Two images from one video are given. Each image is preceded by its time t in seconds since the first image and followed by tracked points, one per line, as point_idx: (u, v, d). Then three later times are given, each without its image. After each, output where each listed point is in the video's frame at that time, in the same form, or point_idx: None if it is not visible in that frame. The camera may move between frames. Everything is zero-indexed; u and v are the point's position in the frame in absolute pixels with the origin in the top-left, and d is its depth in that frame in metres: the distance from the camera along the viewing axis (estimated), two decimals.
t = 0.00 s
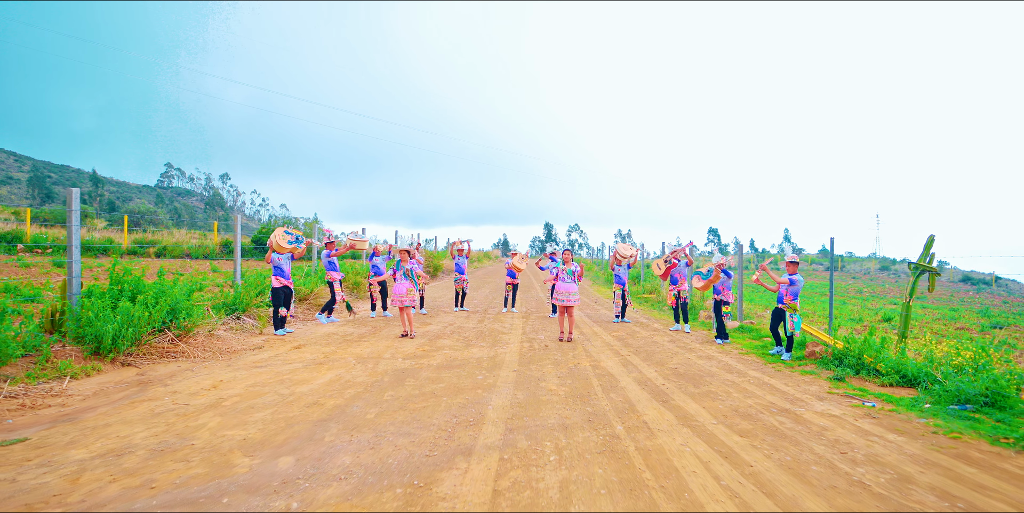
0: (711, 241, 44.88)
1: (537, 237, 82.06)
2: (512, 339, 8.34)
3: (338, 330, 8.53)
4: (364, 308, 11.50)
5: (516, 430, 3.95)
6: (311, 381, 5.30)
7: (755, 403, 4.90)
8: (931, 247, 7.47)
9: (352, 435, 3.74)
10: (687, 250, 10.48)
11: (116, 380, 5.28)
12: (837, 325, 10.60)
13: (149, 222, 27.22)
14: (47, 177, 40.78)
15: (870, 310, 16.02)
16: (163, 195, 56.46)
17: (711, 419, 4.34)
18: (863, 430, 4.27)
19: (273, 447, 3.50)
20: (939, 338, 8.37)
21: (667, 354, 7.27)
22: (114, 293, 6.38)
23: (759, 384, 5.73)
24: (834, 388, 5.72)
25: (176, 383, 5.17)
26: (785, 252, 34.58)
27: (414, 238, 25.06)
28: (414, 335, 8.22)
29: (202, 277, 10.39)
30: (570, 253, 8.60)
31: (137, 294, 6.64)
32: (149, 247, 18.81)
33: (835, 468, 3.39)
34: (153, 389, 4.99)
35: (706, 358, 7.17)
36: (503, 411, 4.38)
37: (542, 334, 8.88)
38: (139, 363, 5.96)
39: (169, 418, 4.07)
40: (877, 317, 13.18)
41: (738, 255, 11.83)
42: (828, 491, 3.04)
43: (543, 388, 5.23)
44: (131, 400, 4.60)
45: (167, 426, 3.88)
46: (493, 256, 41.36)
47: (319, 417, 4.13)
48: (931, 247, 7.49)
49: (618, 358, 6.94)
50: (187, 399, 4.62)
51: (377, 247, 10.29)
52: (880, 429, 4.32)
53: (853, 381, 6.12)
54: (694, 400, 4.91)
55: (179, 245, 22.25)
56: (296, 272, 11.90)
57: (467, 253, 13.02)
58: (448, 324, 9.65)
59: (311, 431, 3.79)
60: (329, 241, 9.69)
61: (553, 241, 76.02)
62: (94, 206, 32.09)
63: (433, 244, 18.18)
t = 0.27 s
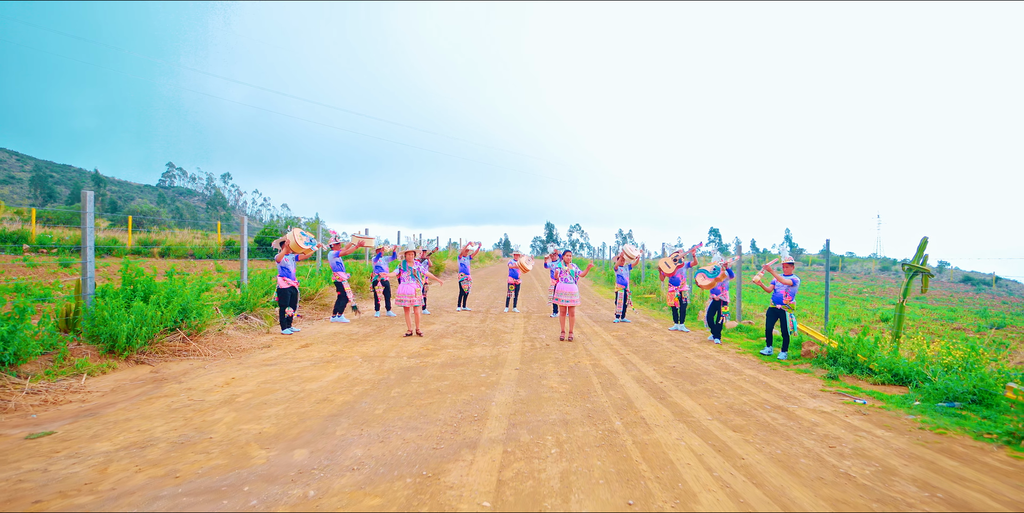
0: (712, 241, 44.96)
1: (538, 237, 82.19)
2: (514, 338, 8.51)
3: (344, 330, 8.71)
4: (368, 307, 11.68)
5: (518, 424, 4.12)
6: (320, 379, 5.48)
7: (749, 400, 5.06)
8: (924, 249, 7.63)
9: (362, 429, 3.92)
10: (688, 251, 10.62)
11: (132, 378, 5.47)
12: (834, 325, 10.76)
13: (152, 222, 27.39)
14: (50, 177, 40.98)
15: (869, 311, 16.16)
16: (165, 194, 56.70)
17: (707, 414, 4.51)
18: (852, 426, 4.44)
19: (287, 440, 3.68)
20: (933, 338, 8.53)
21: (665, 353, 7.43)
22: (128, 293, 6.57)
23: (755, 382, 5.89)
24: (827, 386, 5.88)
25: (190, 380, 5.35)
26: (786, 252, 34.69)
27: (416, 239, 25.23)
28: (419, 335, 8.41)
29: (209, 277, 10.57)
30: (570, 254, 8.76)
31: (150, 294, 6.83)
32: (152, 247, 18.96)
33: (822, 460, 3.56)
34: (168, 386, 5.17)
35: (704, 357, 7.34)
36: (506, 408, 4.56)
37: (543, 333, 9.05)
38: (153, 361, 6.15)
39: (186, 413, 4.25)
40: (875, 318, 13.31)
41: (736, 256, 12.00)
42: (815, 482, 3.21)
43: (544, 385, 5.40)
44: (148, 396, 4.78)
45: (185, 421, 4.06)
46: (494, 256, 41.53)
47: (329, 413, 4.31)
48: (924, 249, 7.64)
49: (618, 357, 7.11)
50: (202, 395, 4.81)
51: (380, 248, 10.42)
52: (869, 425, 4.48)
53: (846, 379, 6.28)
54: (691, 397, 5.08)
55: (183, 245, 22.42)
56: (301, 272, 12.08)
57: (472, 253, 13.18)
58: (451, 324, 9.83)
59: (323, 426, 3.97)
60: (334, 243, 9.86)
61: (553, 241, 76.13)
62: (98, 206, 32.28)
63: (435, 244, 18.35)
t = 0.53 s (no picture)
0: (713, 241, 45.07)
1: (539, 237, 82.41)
2: (517, 335, 8.73)
3: (351, 327, 8.93)
4: (373, 305, 11.91)
5: (523, 416, 4.34)
6: (332, 373, 5.71)
7: (744, 394, 5.27)
8: (917, 250, 7.82)
9: (375, 419, 4.14)
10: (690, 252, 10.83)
11: (151, 371, 5.70)
12: (831, 324, 10.94)
13: (155, 221, 27.60)
14: (54, 175, 41.25)
15: (868, 310, 16.33)
16: (168, 194, 57.00)
17: (703, 407, 4.72)
18: (842, 418, 4.64)
19: (305, 429, 3.90)
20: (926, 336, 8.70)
21: (664, 351, 7.64)
22: (144, 290, 6.81)
23: (750, 378, 6.10)
24: (820, 382, 6.09)
25: (207, 374, 5.58)
26: (788, 252, 34.84)
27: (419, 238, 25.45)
28: (425, 332, 8.63)
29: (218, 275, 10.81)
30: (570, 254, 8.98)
31: (165, 291, 7.08)
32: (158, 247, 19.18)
33: (810, 449, 3.77)
34: (187, 379, 5.40)
35: (702, 354, 7.55)
36: (511, 400, 4.77)
37: (545, 331, 9.27)
38: (169, 356, 6.39)
39: (207, 405, 4.47)
40: (872, 317, 13.46)
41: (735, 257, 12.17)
42: (802, 468, 3.42)
43: (547, 380, 5.62)
44: (169, 389, 5.02)
45: (207, 412, 4.28)
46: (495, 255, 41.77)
47: (343, 405, 4.53)
48: (917, 249, 7.83)
49: (618, 354, 7.32)
50: (220, 388, 5.04)
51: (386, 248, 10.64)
52: (858, 417, 4.68)
53: (839, 376, 6.48)
54: (688, 391, 5.29)
55: (187, 244, 22.65)
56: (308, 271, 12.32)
57: (477, 253, 13.39)
58: (456, 322, 10.05)
59: (337, 417, 4.19)
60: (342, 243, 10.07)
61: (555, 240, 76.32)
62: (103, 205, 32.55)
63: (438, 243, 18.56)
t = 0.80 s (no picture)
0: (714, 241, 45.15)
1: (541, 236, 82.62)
2: (521, 334, 8.96)
3: (359, 326, 9.18)
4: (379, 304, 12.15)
5: (528, 409, 4.57)
6: (344, 370, 5.95)
7: (740, 389, 5.50)
8: (911, 250, 8.02)
9: (388, 412, 4.38)
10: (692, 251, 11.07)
11: (171, 368, 5.95)
12: (829, 323, 11.13)
13: (160, 222, 27.89)
14: (59, 176, 41.61)
15: (868, 309, 16.49)
16: (171, 194, 57.37)
17: (700, 401, 4.94)
18: (832, 411, 4.86)
19: (323, 421, 4.13)
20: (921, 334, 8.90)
21: (664, 348, 7.87)
22: (161, 290, 7.07)
23: (747, 374, 6.32)
24: (814, 378, 6.30)
25: (225, 371, 5.83)
26: (789, 252, 34.98)
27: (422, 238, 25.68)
28: (431, 330, 8.86)
29: (228, 276, 11.07)
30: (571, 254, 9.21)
31: (181, 291, 7.33)
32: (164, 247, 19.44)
33: (800, 440, 3.99)
34: (206, 375, 5.65)
35: (701, 351, 7.76)
36: (516, 395, 5.00)
37: (548, 330, 9.50)
38: (186, 353, 6.64)
39: (228, 399, 4.72)
40: (871, 316, 13.63)
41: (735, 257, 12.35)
42: (791, 457, 3.64)
43: (551, 376, 5.85)
44: (190, 384, 5.27)
45: (229, 405, 4.53)
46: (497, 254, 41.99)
47: (357, 399, 4.77)
48: (910, 249, 8.03)
49: (619, 351, 7.54)
50: (239, 383, 5.28)
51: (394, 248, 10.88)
52: (848, 411, 4.90)
53: (833, 372, 6.68)
54: (686, 386, 5.52)
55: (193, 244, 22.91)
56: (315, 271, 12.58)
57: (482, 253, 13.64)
58: (460, 320, 10.29)
59: (353, 410, 4.43)
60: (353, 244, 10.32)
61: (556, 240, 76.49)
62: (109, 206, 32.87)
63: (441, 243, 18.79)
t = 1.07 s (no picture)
0: (716, 239, 45.15)
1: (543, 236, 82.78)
2: (523, 332, 9.17)
3: (365, 324, 9.41)
4: (384, 303, 12.39)
5: (531, 402, 4.78)
6: (353, 366, 6.17)
7: (735, 384, 5.70)
8: (905, 249, 8.22)
9: (397, 405, 4.59)
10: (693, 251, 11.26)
11: (187, 364, 6.18)
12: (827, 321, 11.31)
13: (165, 222, 28.16)
14: (63, 177, 41.94)
15: (868, 308, 16.62)
16: (175, 195, 57.73)
17: (696, 395, 5.15)
18: (824, 405, 5.06)
19: (336, 413, 4.35)
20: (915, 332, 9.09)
21: (663, 346, 8.07)
22: (176, 289, 7.32)
23: (743, 370, 6.52)
24: (809, 374, 6.50)
25: (239, 367, 6.06)
26: (791, 251, 35.06)
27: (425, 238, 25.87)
28: (436, 328, 9.09)
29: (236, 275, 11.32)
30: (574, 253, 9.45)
31: (195, 291, 7.58)
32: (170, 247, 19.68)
33: (791, 431, 4.19)
34: (221, 371, 5.88)
35: (699, 349, 7.97)
36: (520, 389, 5.22)
37: (551, 328, 9.71)
38: (200, 350, 6.88)
39: (245, 393, 4.94)
40: (869, 315, 13.80)
41: (735, 256, 12.55)
42: (781, 446, 3.84)
43: (553, 372, 6.06)
44: (207, 379, 5.50)
45: (246, 399, 4.75)
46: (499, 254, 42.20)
47: (367, 393, 4.99)
48: (904, 249, 8.23)
49: (619, 349, 7.74)
50: (253, 378, 5.52)
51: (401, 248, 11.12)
52: (839, 404, 5.09)
53: (828, 368, 6.88)
54: (683, 381, 5.72)
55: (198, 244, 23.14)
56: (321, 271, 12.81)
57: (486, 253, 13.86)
58: (464, 319, 10.51)
59: (364, 403, 4.65)
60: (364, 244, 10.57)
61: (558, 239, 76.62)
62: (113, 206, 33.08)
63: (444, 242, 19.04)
